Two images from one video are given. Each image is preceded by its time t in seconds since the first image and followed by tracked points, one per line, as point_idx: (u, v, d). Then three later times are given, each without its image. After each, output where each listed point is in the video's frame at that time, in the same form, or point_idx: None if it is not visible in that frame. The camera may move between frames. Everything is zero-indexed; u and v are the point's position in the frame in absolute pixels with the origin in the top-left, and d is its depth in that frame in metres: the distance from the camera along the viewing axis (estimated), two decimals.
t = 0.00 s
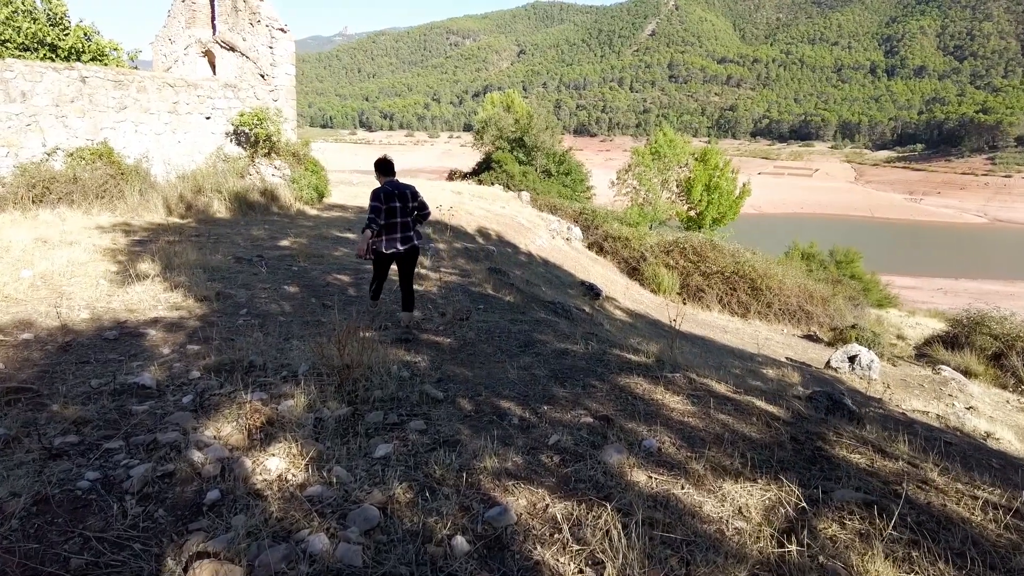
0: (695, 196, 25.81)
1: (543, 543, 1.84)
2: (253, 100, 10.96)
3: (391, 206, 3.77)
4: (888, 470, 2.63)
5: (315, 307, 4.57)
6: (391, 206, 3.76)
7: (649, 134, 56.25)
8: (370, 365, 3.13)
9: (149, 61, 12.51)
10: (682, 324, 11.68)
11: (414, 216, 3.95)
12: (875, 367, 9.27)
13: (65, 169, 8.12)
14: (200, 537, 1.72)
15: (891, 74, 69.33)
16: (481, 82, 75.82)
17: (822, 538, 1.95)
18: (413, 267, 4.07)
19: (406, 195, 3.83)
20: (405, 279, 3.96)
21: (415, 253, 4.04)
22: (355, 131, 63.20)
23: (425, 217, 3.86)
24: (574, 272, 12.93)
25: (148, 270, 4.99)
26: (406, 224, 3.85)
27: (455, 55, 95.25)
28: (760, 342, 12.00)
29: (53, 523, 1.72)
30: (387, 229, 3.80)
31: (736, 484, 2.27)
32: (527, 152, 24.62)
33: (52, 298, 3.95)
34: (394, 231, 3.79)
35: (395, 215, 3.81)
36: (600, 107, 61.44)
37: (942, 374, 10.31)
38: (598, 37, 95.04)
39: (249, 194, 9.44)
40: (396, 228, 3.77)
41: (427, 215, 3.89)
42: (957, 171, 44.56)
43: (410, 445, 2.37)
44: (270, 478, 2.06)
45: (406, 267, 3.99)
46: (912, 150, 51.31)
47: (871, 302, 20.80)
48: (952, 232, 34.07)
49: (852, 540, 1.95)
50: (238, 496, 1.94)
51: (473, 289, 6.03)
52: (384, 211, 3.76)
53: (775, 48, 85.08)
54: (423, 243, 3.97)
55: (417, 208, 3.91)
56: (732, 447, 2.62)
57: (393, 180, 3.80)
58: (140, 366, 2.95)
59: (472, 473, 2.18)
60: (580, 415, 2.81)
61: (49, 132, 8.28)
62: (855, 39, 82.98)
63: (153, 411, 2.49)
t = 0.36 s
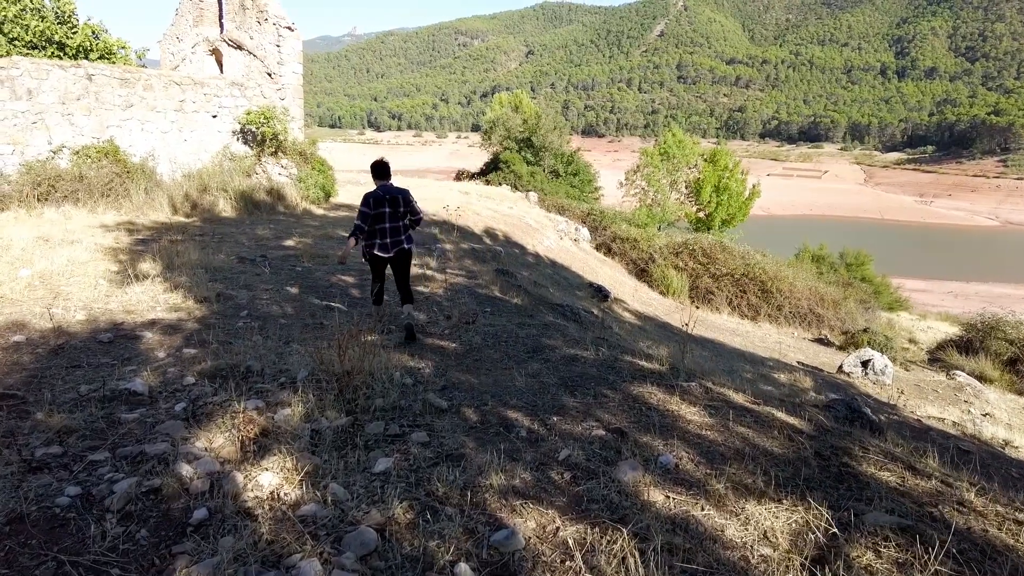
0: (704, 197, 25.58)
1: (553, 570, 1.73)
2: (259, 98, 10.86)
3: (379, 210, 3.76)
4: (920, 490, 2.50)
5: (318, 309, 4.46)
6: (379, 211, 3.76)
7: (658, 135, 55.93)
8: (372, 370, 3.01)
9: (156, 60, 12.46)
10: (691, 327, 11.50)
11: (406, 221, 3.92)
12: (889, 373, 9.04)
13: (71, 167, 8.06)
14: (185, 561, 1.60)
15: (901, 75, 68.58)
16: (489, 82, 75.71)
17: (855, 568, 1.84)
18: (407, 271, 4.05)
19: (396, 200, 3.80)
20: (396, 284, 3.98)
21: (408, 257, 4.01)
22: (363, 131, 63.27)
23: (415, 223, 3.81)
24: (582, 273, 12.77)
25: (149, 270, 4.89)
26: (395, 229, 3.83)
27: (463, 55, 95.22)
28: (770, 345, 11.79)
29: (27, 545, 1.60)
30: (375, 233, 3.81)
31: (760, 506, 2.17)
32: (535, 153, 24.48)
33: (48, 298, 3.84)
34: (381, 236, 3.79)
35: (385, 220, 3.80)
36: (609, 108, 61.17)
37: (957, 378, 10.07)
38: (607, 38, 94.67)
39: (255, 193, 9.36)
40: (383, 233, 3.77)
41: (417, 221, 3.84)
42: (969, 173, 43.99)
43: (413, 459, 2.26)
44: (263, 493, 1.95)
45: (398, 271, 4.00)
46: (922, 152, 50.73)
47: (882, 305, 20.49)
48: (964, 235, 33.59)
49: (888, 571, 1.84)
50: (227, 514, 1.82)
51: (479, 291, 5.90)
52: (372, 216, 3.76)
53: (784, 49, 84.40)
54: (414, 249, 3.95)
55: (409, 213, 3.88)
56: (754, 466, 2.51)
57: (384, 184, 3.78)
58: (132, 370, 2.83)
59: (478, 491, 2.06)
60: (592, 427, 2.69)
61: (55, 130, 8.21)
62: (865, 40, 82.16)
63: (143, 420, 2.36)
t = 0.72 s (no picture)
0: (719, 198, 25.24)
1: None
2: (271, 96, 10.92)
3: (377, 201, 3.96)
4: (961, 511, 2.35)
5: (324, 309, 4.35)
6: (377, 201, 3.96)
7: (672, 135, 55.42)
8: (377, 375, 2.89)
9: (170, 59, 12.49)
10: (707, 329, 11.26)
11: (405, 211, 4.11)
12: (909, 377, 8.77)
13: (83, 165, 8.04)
14: None
15: (919, 75, 67.41)
16: (503, 83, 75.60)
17: None
18: (404, 261, 4.23)
19: (394, 191, 4.00)
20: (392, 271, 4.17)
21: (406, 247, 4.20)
22: (377, 131, 63.47)
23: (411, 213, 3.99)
24: (595, 274, 12.58)
25: (155, 269, 4.82)
26: (392, 219, 4.02)
27: (477, 56, 95.20)
28: (788, 348, 11.52)
29: None
30: (374, 222, 4.01)
31: (790, 528, 2.03)
32: (548, 153, 24.29)
33: (51, 297, 3.77)
34: (379, 226, 3.99)
35: (382, 210, 4.00)
36: (622, 108, 60.74)
37: (981, 383, 9.76)
38: (620, 38, 94.06)
39: (266, 192, 9.30)
40: (381, 223, 3.97)
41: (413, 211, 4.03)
42: (989, 173, 43.09)
43: (416, 471, 2.14)
44: (255, 508, 1.83)
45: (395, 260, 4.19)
46: (941, 152, 49.80)
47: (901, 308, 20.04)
48: (985, 236, 32.87)
49: None
50: (215, 530, 1.71)
51: (489, 292, 5.75)
52: (371, 206, 3.97)
53: (800, 49, 83.30)
54: (411, 239, 4.14)
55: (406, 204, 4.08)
56: (780, 483, 2.37)
57: (383, 176, 3.99)
58: (127, 373, 2.72)
59: (484, 509, 1.94)
60: (607, 438, 2.55)
61: (68, 128, 8.20)
62: (882, 40, 80.89)
63: (134, 427, 2.25)
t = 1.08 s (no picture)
0: (741, 198, 24.77)
1: None
2: (290, 97, 10.81)
3: (386, 199, 3.91)
4: (1019, 543, 2.15)
5: (337, 312, 4.26)
6: (385, 199, 3.91)
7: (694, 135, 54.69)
8: (386, 384, 2.76)
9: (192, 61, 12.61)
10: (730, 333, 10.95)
11: (414, 212, 4.03)
12: (940, 385, 8.33)
13: (105, 167, 8.11)
14: None
15: (947, 73, 65.69)
16: (523, 83, 75.48)
17: None
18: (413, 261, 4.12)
19: (403, 190, 3.95)
20: (400, 273, 4.07)
21: (415, 247, 4.09)
22: (397, 133, 63.81)
23: (419, 212, 3.90)
24: (615, 276, 12.38)
25: (169, 271, 4.77)
26: (401, 218, 3.95)
27: (496, 57, 95.24)
28: (813, 353, 11.17)
29: None
30: (383, 221, 3.95)
31: (828, 563, 1.87)
32: (568, 153, 24.08)
33: (62, 299, 3.72)
34: (386, 224, 3.91)
35: (390, 209, 3.94)
36: (643, 109, 60.18)
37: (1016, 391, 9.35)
38: (640, 37, 93.27)
39: (285, 192, 9.27)
40: (389, 221, 3.90)
41: (422, 210, 3.93)
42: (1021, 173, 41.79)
43: (425, 491, 2.01)
44: (251, 532, 1.72)
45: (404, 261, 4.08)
46: (970, 152, 48.44)
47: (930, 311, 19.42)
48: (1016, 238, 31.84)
49: None
50: (206, 555, 1.60)
51: (506, 295, 5.61)
52: (380, 204, 3.93)
53: (824, 47, 81.75)
54: (420, 239, 4.03)
55: (415, 204, 4.00)
56: (817, 510, 2.18)
57: (393, 175, 3.96)
58: (130, 380, 2.64)
59: (496, 536, 1.81)
60: (629, 457, 2.40)
61: (90, 130, 8.28)
62: (909, 37, 79.05)
63: (131, 437, 2.16)
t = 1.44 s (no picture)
0: (768, 201, 24.23)
1: None
2: (314, 100, 10.96)
3: (402, 205, 3.89)
4: None
5: (354, 317, 4.15)
6: (401, 206, 3.89)
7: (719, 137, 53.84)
8: (399, 395, 2.63)
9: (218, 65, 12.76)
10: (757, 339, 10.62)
11: (430, 219, 3.97)
12: (977, 395, 7.97)
13: (130, 169, 8.20)
14: None
15: (983, 72, 63.60)
16: (546, 86, 75.28)
17: None
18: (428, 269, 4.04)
19: (419, 197, 3.91)
20: (414, 280, 4.00)
21: (430, 254, 4.02)
22: (421, 136, 64.24)
23: (433, 218, 3.82)
24: (638, 280, 12.13)
25: (187, 274, 4.73)
26: (416, 224, 3.89)
27: (518, 60, 95.34)
28: (844, 360, 10.77)
29: None
30: (398, 226, 3.93)
31: None
32: (591, 155, 23.85)
33: (78, 303, 3.69)
34: (401, 230, 3.89)
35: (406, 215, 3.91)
36: (667, 110, 59.47)
37: None
38: (664, 39, 92.35)
39: (307, 195, 9.25)
40: (403, 226, 3.85)
41: (436, 217, 3.85)
42: None
43: (436, 515, 1.87)
44: (249, 559, 1.60)
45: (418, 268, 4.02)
46: (1007, 154, 46.78)
47: (965, 318, 18.69)
48: None
49: None
50: None
51: (527, 300, 5.45)
52: (396, 210, 3.91)
53: (853, 47, 79.87)
54: (435, 246, 3.96)
55: (431, 211, 3.94)
56: (866, 543, 1.98)
57: (410, 182, 3.94)
58: (136, 389, 2.56)
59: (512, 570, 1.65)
60: (656, 479, 2.22)
61: (117, 133, 8.39)
62: (942, 36, 76.78)
63: (131, 451, 2.06)
